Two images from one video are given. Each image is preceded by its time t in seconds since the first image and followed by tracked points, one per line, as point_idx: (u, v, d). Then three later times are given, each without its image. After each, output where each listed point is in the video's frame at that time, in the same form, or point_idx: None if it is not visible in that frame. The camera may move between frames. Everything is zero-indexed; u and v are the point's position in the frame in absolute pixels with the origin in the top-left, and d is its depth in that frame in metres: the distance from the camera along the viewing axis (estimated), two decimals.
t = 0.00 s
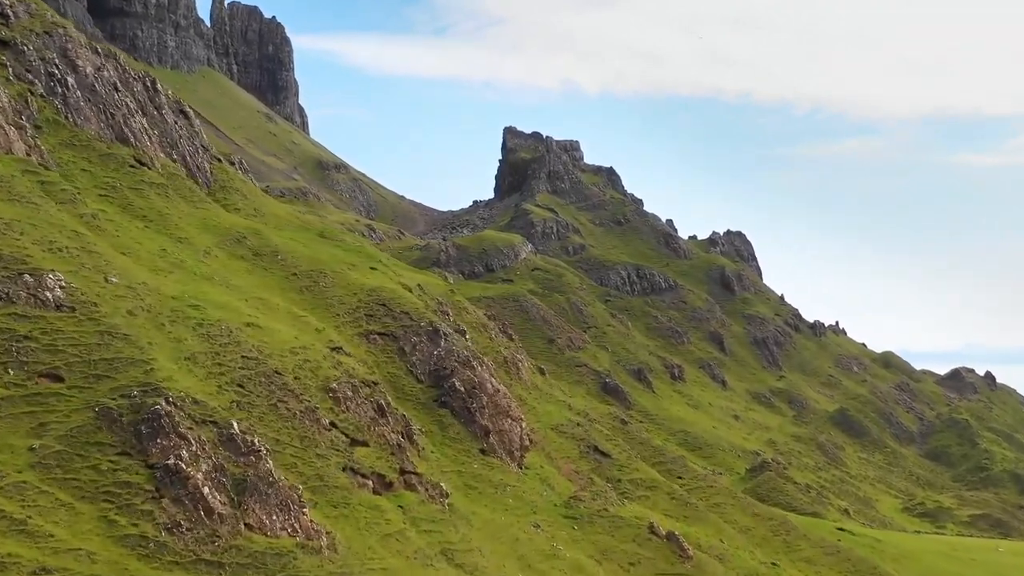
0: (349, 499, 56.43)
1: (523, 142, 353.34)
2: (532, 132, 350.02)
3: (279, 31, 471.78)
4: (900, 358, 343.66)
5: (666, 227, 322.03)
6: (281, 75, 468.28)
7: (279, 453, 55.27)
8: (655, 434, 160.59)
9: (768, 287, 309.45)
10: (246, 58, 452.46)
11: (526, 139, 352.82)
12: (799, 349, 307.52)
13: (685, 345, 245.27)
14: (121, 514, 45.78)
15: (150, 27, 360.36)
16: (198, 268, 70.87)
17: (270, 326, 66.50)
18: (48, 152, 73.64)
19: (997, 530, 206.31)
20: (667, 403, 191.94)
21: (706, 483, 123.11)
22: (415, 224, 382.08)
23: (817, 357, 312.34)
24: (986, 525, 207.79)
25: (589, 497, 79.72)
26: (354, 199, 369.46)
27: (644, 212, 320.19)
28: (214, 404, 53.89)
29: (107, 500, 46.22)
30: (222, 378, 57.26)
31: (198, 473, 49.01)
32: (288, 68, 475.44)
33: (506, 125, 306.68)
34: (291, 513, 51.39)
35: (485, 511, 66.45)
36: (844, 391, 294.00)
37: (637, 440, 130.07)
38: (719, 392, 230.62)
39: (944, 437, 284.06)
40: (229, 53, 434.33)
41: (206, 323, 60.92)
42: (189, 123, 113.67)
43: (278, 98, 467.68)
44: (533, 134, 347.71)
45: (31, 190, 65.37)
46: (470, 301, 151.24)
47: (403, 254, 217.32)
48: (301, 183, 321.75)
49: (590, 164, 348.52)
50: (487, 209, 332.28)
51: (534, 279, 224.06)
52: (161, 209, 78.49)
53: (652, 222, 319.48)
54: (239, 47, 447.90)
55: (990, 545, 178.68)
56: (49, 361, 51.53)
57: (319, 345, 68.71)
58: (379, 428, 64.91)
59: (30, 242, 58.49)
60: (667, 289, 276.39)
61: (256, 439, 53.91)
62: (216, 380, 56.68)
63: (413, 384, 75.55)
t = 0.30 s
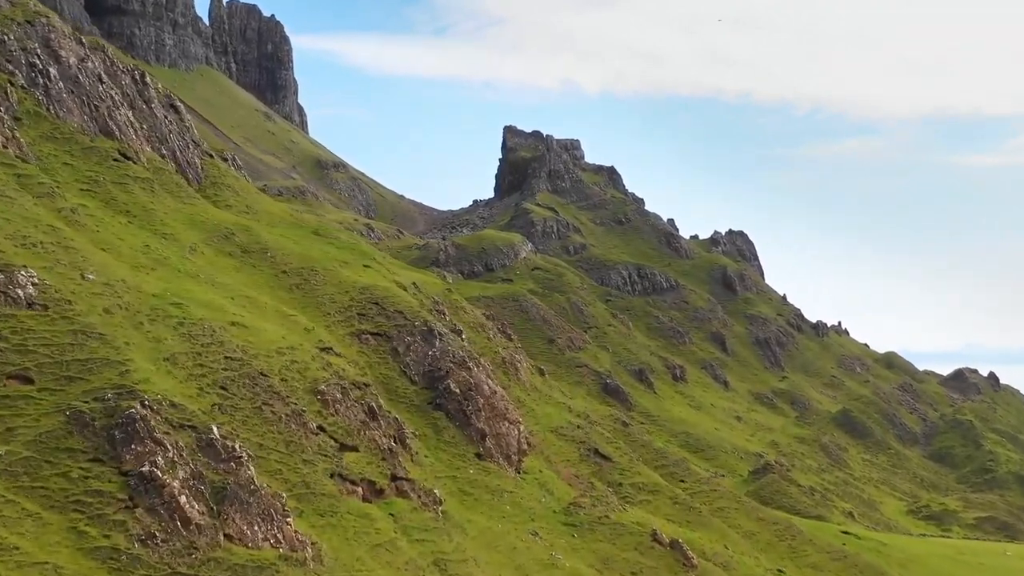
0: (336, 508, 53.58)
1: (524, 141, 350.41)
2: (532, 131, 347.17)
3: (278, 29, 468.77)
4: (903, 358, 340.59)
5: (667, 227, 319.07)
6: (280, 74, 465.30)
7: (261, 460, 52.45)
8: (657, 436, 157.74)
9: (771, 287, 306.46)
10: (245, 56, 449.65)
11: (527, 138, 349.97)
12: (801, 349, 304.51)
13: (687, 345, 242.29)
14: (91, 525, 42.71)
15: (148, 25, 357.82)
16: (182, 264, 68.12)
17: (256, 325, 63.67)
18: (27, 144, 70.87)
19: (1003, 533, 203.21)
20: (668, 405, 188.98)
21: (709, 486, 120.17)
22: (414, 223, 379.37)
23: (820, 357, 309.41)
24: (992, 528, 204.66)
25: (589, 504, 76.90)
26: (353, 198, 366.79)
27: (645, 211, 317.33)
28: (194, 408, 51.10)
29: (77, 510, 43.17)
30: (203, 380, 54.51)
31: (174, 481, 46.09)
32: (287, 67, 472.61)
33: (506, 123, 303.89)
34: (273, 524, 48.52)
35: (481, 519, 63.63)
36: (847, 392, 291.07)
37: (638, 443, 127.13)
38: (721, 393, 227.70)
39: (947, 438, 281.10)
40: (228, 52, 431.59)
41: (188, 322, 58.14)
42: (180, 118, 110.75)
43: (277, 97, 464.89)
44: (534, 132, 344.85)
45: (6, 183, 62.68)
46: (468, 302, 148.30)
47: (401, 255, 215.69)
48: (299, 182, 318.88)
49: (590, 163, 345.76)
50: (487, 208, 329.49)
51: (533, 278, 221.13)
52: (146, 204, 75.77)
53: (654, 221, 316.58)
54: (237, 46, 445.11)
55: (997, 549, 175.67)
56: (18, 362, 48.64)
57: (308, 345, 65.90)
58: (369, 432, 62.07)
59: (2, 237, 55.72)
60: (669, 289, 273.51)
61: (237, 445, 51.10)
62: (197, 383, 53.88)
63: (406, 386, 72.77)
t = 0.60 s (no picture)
0: (322, 517, 50.66)
1: (523, 139, 347.72)
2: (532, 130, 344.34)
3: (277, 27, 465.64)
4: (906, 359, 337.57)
5: (668, 226, 316.22)
6: (279, 72, 462.25)
7: (242, 467, 49.60)
8: (659, 438, 154.92)
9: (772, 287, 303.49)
10: (244, 55, 446.82)
11: (526, 137, 347.34)
12: (803, 350, 301.48)
13: (688, 345, 239.43)
14: (56, 537, 39.54)
15: (145, 23, 355.27)
16: (165, 261, 65.40)
17: (241, 323, 60.81)
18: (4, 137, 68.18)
19: (1010, 536, 199.92)
20: (670, 406, 186.09)
21: (713, 490, 117.20)
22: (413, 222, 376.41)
23: (822, 358, 306.47)
24: (998, 531, 201.41)
25: (589, 511, 74.10)
26: (351, 197, 364.10)
27: (646, 210, 314.59)
28: (170, 413, 48.23)
29: (43, 522, 40.03)
30: (181, 382, 51.69)
31: (148, 490, 43.08)
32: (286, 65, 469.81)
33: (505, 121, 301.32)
34: (254, 535, 45.51)
35: (475, 526, 60.82)
36: (850, 393, 288.17)
37: (640, 446, 124.19)
38: (723, 394, 224.79)
39: (951, 440, 278.15)
40: (226, 50, 429.05)
41: (168, 321, 55.38)
42: (170, 113, 107.92)
43: (276, 96, 462.12)
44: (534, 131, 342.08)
45: None
46: (467, 302, 145.39)
47: (400, 254, 213.67)
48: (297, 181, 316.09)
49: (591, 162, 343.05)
50: (487, 208, 326.79)
51: (533, 278, 218.13)
52: (129, 198, 73.05)
53: (654, 221, 313.72)
54: (236, 44, 442.36)
55: (1004, 553, 172.56)
56: None
57: (296, 345, 63.11)
58: (358, 435, 59.16)
59: None
60: (670, 288, 270.73)
61: (216, 451, 48.25)
62: (175, 385, 51.09)
63: (398, 387, 70.00)
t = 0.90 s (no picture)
0: (306, 527, 47.78)
1: (523, 138, 345.03)
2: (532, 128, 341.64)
3: (275, 26, 462.59)
4: (909, 360, 334.80)
5: (669, 225, 313.33)
6: (277, 71, 459.24)
7: (220, 475, 46.72)
8: (661, 441, 152.15)
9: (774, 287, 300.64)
10: (242, 53, 443.89)
11: (526, 135, 344.55)
12: (805, 350, 298.62)
13: (689, 345, 236.72)
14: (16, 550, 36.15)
15: (142, 21, 352.44)
16: (145, 257, 62.63)
17: (224, 322, 58.02)
18: None
19: (1016, 539, 196.95)
20: (671, 407, 183.28)
21: (716, 493, 114.39)
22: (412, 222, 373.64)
23: (824, 358, 303.66)
24: (1004, 534, 198.54)
25: (589, 517, 71.35)
26: (349, 196, 361.33)
27: (646, 209, 311.81)
28: (144, 417, 45.40)
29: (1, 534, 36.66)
30: (158, 384, 48.84)
31: (117, 500, 39.98)
32: (285, 64, 466.81)
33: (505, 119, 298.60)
34: (232, 548, 42.58)
35: (470, 535, 57.98)
36: (852, 394, 285.34)
37: (641, 448, 121.45)
38: (725, 395, 222.02)
39: (954, 441, 275.27)
40: (224, 49, 426.17)
41: (145, 319, 52.62)
42: (158, 107, 105.01)
43: (275, 95, 459.05)
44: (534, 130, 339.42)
45: None
46: (465, 301, 142.53)
47: (398, 254, 211.21)
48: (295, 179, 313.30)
49: (591, 161, 340.33)
50: (486, 207, 323.97)
51: (533, 277, 215.30)
52: (111, 192, 70.29)
53: (655, 220, 310.90)
54: (234, 42, 439.38)
55: (1011, 556, 169.63)
56: None
57: (282, 345, 60.28)
58: (346, 440, 56.34)
59: None
60: (670, 288, 267.94)
61: (192, 458, 45.39)
62: (150, 387, 48.22)
63: (390, 389, 67.19)
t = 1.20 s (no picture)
0: (288, 539, 44.80)
1: (523, 137, 342.05)
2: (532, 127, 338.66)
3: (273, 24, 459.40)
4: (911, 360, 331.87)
5: (670, 224, 310.38)
6: (276, 69, 456.02)
7: (195, 484, 43.84)
8: (662, 442, 149.41)
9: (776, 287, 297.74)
10: (240, 51, 440.83)
11: (526, 134, 341.50)
12: (807, 350, 295.69)
13: (691, 346, 233.90)
14: None
15: (139, 19, 349.64)
16: (124, 253, 59.83)
17: (205, 320, 55.22)
18: None
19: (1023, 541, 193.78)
20: (673, 408, 180.41)
21: (719, 497, 111.58)
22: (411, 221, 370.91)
23: (827, 358, 300.75)
24: (1011, 536, 195.40)
25: (589, 525, 68.47)
26: (348, 194, 358.46)
27: (647, 208, 308.93)
28: (114, 422, 42.54)
29: None
30: (131, 386, 46.06)
31: (82, 511, 36.75)
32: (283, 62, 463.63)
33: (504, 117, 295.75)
34: (207, 562, 39.57)
35: (464, 545, 55.11)
36: (855, 394, 282.40)
37: (642, 451, 118.62)
38: (727, 396, 219.18)
39: (958, 442, 272.35)
40: (222, 47, 423.22)
41: (119, 318, 49.85)
42: (147, 100, 102.03)
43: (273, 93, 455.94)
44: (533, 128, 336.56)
45: None
46: (462, 301, 139.62)
47: (396, 253, 208.51)
48: (293, 178, 310.53)
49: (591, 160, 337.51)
50: (486, 206, 320.98)
51: (532, 276, 212.39)
52: (91, 185, 67.52)
53: (656, 219, 307.97)
54: (232, 41, 436.30)
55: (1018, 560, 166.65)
56: None
57: (267, 345, 57.46)
58: (333, 445, 53.47)
59: None
60: (671, 288, 265.17)
61: (165, 465, 42.49)
62: (123, 390, 45.35)
63: (381, 391, 64.39)
